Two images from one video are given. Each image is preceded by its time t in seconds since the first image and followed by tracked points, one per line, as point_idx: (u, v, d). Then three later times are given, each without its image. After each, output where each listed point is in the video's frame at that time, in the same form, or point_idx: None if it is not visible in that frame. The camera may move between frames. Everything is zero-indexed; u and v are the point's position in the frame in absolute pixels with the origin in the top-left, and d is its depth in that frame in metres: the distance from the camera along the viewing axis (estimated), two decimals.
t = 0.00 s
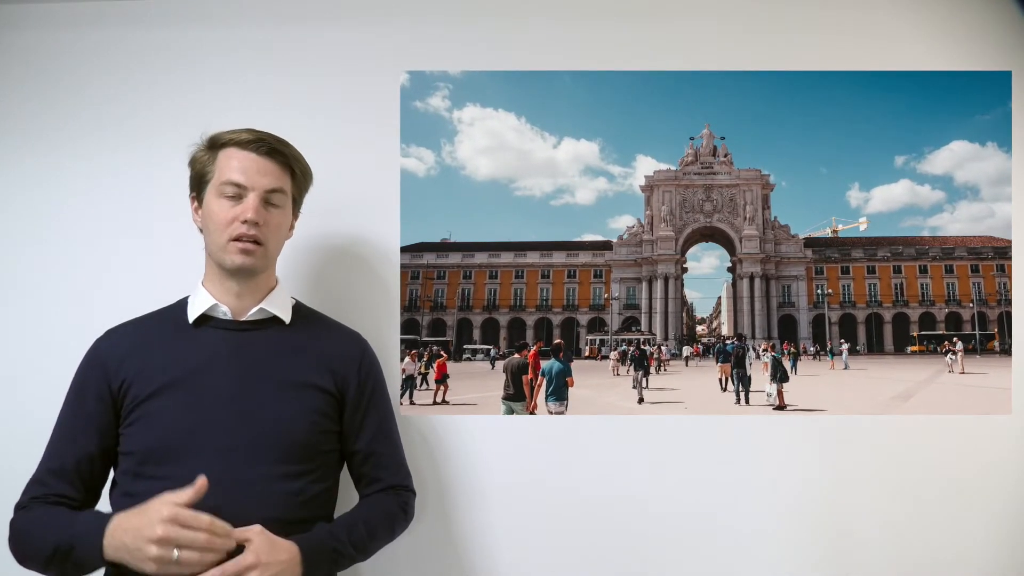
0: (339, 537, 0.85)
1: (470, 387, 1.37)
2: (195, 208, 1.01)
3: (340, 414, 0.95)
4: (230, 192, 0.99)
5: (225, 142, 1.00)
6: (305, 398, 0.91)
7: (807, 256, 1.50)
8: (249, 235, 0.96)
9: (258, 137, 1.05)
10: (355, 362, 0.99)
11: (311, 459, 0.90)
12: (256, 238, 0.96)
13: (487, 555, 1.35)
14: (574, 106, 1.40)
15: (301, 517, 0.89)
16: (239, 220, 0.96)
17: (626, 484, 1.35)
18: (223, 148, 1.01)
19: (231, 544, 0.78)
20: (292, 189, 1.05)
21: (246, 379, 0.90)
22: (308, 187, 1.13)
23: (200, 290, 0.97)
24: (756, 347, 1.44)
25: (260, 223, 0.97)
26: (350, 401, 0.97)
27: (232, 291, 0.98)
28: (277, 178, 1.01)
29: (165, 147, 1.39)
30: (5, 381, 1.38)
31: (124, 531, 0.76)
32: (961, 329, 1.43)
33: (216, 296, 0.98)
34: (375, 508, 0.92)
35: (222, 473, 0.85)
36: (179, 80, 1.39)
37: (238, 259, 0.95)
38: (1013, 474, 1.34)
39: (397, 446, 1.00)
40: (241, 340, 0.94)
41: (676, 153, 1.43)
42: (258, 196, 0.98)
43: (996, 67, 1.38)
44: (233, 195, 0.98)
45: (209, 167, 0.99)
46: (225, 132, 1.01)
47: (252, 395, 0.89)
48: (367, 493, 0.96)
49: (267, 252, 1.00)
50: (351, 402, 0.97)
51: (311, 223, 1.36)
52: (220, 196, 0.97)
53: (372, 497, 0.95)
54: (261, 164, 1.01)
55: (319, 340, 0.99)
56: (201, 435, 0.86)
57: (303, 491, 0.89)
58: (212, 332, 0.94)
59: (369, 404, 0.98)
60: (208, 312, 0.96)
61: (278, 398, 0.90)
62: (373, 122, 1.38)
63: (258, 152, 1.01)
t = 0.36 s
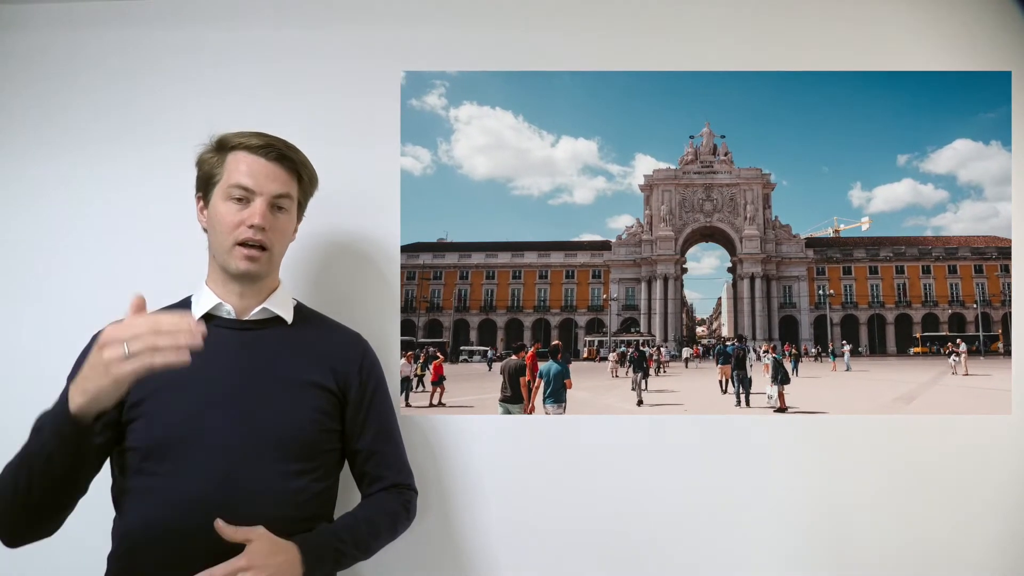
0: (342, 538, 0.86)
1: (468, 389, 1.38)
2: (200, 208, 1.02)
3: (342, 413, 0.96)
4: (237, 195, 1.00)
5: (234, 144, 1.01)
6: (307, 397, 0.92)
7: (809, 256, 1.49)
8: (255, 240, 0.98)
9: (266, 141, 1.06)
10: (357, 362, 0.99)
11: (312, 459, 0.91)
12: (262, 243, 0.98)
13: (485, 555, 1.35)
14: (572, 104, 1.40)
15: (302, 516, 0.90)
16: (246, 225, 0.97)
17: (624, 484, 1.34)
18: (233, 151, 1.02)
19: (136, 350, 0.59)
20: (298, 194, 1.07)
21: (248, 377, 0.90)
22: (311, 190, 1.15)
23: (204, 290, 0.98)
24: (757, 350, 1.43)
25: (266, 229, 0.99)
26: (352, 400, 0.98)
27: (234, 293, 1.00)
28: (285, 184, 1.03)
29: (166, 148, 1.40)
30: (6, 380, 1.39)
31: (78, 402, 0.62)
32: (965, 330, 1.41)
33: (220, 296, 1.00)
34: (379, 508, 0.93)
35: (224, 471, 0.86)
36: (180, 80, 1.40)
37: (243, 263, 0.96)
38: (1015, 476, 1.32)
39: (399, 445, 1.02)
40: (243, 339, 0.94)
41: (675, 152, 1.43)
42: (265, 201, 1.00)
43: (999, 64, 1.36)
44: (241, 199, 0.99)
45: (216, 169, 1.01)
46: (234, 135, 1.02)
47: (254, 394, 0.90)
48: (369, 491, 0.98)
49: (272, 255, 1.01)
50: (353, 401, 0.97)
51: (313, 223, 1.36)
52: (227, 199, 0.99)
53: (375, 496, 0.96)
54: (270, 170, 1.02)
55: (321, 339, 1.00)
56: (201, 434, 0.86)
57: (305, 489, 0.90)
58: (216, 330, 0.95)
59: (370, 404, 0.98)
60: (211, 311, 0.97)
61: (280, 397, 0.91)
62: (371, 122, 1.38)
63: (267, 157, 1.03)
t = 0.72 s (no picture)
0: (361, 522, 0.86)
1: (467, 390, 1.37)
2: (199, 208, 1.02)
3: (342, 412, 0.96)
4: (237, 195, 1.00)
5: (234, 144, 1.02)
6: (307, 397, 0.93)
7: (809, 255, 1.50)
8: (256, 239, 0.98)
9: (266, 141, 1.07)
10: (357, 362, 1.00)
11: (312, 459, 0.91)
12: (263, 242, 0.98)
13: (486, 555, 1.34)
14: (570, 104, 1.40)
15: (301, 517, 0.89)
16: (247, 224, 0.98)
17: (623, 484, 1.34)
18: (234, 152, 1.02)
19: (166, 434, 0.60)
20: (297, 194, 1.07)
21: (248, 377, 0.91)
22: (310, 189, 1.16)
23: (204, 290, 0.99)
24: (757, 351, 1.45)
25: (266, 228, 0.99)
26: (352, 399, 0.98)
27: (234, 292, 1.00)
28: (286, 185, 1.03)
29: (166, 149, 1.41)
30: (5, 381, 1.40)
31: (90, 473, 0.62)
32: (965, 331, 1.41)
33: (219, 296, 1.00)
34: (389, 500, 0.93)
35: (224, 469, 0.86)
36: (180, 81, 1.40)
37: (243, 262, 0.97)
38: (1016, 476, 1.31)
39: (400, 446, 1.02)
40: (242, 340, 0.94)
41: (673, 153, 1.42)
42: (266, 201, 1.01)
43: (1000, 62, 1.35)
44: (241, 199, 0.99)
45: (216, 169, 1.01)
46: (235, 136, 1.03)
47: (254, 394, 0.90)
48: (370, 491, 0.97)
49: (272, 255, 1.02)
50: (353, 401, 0.98)
51: (313, 222, 1.37)
52: (228, 198, 0.99)
53: (378, 491, 0.96)
54: (270, 170, 1.03)
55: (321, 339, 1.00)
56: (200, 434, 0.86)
57: (306, 489, 0.90)
58: (215, 330, 0.95)
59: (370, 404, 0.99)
60: (211, 311, 0.97)
61: (280, 396, 0.91)
62: (370, 122, 1.38)
63: (267, 157, 1.03)
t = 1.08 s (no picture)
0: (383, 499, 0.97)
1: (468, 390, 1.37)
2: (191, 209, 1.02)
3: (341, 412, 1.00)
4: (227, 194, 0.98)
5: (221, 143, 1.00)
6: (305, 398, 0.96)
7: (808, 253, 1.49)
8: (248, 239, 0.96)
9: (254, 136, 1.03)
10: (356, 363, 1.03)
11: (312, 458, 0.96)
12: (255, 241, 0.97)
13: (487, 554, 1.35)
14: (572, 105, 1.40)
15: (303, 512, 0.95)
16: (238, 224, 0.96)
17: (624, 482, 1.35)
18: (220, 149, 1.00)
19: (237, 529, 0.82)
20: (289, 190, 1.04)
21: (247, 378, 0.94)
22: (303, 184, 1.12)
23: (199, 290, 1.00)
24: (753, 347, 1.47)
25: (258, 226, 0.97)
26: (352, 399, 1.01)
27: (229, 292, 1.00)
28: (275, 180, 1.01)
29: (165, 149, 1.39)
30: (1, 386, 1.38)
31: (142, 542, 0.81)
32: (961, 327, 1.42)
33: (215, 296, 1.00)
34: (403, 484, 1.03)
35: (223, 472, 0.90)
36: (180, 80, 1.39)
37: (236, 263, 0.96)
38: (1011, 473, 1.34)
39: (399, 444, 1.06)
40: (240, 341, 0.97)
41: (674, 151, 1.41)
42: (255, 199, 0.98)
43: (995, 64, 1.37)
44: (231, 198, 0.98)
45: (205, 169, 1.00)
46: (222, 133, 1.01)
47: (253, 395, 0.93)
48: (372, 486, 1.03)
49: (266, 253, 1.00)
50: (353, 400, 1.01)
51: (308, 220, 1.36)
52: (218, 198, 0.97)
53: (387, 478, 1.03)
54: (258, 166, 1.00)
55: (320, 340, 1.03)
56: (201, 435, 0.90)
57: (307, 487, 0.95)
58: (213, 331, 0.97)
59: (370, 402, 1.02)
60: (207, 312, 0.99)
61: (279, 397, 0.94)
62: (371, 123, 1.38)
63: (254, 153, 1.00)
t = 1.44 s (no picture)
0: (341, 536, 0.91)
1: (466, 390, 1.37)
2: (188, 211, 1.02)
3: (340, 413, 0.99)
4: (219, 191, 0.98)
5: (208, 142, 1.00)
6: (304, 398, 0.96)
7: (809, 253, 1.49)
8: (242, 233, 0.96)
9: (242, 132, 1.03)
10: (355, 363, 1.03)
11: (311, 459, 0.96)
12: (249, 235, 0.97)
13: (488, 554, 1.34)
14: (572, 105, 1.40)
15: (301, 515, 0.94)
16: (230, 218, 0.96)
17: (624, 482, 1.34)
18: (208, 148, 1.00)
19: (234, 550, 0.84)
20: (280, 182, 1.04)
21: (246, 379, 0.94)
22: (297, 179, 1.12)
23: (199, 290, 1.01)
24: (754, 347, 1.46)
25: (250, 219, 0.97)
26: (351, 400, 1.01)
27: (228, 291, 1.00)
28: (264, 172, 1.00)
29: (166, 149, 1.40)
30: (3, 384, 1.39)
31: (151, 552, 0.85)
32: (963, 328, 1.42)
33: (214, 296, 1.01)
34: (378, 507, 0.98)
35: (222, 472, 0.90)
36: (181, 81, 1.39)
37: (232, 258, 0.96)
38: (1012, 474, 1.33)
39: (399, 445, 1.05)
40: (239, 342, 0.97)
41: (673, 150, 1.41)
42: (245, 192, 0.98)
43: (996, 64, 1.36)
44: (222, 194, 0.98)
45: (197, 169, 1.00)
46: (207, 131, 1.01)
47: (252, 396, 0.93)
48: (370, 490, 1.02)
49: (262, 249, 1.00)
50: (352, 401, 1.01)
51: (306, 220, 1.36)
52: (210, 196, 0.98)
53: (375, 496, 1.00)
54: (247, 160, 1.00)
55: (319, 340, 1.03)
56: (201, 436, 0.91)
57: (305, 491, 0.95)
58: (212, 332, 0.97)
59: (369, 404, 1.02)
60: (208, 312, 0.99)
61: (278, 398, 0.95)
62: (371, 123, 1.38)
63: (242, 147, 1.00)
